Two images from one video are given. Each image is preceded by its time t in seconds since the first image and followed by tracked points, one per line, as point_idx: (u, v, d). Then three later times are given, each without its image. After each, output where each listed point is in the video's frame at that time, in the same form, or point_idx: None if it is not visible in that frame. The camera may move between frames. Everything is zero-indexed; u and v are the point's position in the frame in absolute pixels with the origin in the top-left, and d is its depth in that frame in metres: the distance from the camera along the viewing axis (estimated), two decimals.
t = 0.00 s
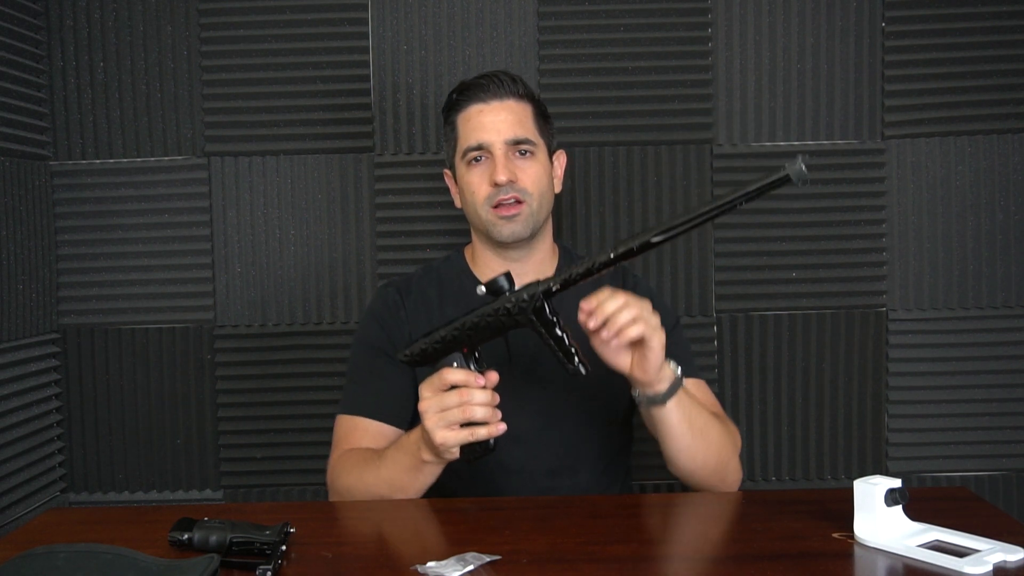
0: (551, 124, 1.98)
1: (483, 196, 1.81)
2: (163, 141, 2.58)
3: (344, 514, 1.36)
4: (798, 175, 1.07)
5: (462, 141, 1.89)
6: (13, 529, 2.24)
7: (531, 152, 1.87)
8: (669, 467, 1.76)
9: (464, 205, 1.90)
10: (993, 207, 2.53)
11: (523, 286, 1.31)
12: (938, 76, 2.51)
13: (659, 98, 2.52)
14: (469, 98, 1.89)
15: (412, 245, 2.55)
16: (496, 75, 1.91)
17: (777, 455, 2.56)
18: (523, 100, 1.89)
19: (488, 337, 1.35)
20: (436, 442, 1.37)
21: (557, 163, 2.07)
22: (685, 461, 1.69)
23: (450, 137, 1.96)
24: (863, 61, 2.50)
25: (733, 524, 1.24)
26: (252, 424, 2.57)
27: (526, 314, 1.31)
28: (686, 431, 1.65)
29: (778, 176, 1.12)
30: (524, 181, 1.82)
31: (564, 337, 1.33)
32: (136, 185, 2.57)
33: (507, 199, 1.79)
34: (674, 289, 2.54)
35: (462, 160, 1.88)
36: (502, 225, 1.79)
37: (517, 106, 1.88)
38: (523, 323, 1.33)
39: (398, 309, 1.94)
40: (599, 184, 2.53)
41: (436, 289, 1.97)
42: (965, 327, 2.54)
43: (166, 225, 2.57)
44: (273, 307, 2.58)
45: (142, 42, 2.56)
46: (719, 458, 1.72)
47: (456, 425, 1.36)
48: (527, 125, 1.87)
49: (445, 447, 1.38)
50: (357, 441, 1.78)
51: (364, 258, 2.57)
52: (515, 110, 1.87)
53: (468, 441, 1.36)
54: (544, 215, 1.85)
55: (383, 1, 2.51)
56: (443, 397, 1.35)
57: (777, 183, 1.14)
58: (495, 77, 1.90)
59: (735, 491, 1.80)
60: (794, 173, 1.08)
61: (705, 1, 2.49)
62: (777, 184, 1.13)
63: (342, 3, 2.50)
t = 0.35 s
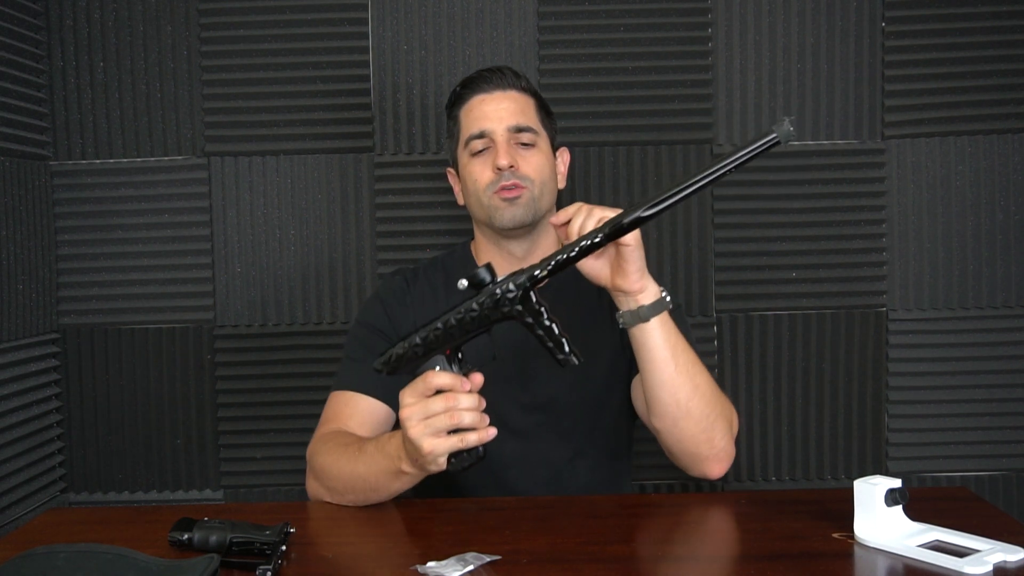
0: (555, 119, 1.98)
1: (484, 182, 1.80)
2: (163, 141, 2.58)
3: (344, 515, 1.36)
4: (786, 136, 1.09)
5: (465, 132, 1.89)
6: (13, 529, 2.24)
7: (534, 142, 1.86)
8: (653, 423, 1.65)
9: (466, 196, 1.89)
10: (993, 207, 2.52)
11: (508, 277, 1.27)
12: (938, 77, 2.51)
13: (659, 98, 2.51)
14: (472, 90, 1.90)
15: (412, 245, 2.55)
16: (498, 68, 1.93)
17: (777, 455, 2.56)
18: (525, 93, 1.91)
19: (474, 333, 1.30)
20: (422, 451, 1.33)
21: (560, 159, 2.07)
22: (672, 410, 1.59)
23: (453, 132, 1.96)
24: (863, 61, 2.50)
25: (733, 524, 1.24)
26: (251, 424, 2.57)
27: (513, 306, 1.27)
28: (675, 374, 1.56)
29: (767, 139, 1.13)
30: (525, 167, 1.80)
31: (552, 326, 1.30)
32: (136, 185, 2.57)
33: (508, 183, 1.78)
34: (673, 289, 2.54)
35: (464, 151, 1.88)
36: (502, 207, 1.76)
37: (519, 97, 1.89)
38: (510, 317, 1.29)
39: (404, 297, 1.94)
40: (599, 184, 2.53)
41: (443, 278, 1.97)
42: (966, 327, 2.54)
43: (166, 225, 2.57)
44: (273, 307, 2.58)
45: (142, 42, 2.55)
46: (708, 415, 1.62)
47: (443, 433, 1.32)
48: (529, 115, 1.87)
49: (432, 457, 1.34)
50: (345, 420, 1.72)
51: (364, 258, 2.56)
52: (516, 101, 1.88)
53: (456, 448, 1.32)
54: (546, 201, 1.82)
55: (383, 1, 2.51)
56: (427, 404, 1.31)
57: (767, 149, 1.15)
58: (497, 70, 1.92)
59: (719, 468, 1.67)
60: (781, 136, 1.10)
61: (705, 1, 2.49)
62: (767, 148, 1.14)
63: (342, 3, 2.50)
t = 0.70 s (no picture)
0: (555, 118, 1.94)
1: (483, 198, 1.79)
2: (163, 141, 2.58)
3: (344, 515, 1.36)
4: (743, 115, 1.15)
5: (462, 139, 1.85)
6: (13, 529, 2.24)
7: (533, 151, 1.83)
8: (649, 451, 1.61)
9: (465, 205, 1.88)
10: (993, 208, 2.53)
11: (479, 283, 1.34)
12: (938, 77, 2.51)
13: (659, 98, 2.51)
14: (469, 96, 1.84)
15: (412, 245, 2.55)
16: (496, 70, 1.86)
17: (777, 455, 2.56)
18: (524, 98, 1.85)
19: (452, 340, 1.36)
20: (413, 462, 1.36)
21: (565, 160, 2.04)
22: (665, 438, 1.55)
23: (451, 136, 1.92)
24: (864, 61, 2.50)
25: (732, 524, 1.25)
26: (251, 424, 2.57)
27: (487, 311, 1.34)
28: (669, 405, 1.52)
29: (722, 123, 1.19)
30: (526, 183, 1.79)
31: (531, 327, 1.36)
32: (136, 185, 2.57)
33: (508, 202, 1.77)
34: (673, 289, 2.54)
35: (462, 160, 1.85)
36: (502, 229, 1.79)
37: (518, 103, 1.84)
38: (485, 320, 1.35)
39: (405, 294, 1.94)
40: (599, 184, 2.53)
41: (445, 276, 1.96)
42: (965, 327, 2.54)
43: (166, 225, 2.57)
44: (273, 307, 2.58)
45: (142, 42, 2.55)
46: (703, 441, 1.57)
47: (433, 442, 1.36)
48: (528, 123, 1.83)
49: (423, 466, 1.37)
50: (344, 424, 1.71)
51: (364, 258, 2.56)
52: (515, 108, 1.83)
53: (448, 455, 1.35)
54: (546, 217, 1.84)
55: (383, 1, 2.51)
56: (414, 415, 1.35)
57: (725, 129, 1.20)
58: (495, 73, 1.85)
59: (717, 491, 1.57)
60: (737, 114, 1.16)
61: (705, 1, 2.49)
62: (722, 130, 1.20)
63: (342, 3, 2.50)
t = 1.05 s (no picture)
0: (555, 122, 1.92)
1: (484, 208, 1.79)
2: (163, 141, 2.58)
3: (345, 515, 1.36)
4: (734, 104, 1.18)
5: (461, 148, 1.83)
6: (13, 529, 2.24)
7: (534, 159, 1.82)
8: (660, 439, 1.62)
9: (466, 213, 1.88)
10: (993, 208, 2.52)
11: (480, 279, 1.35)
12: (938, 77, 2.51)
13: (659, 98, 2.51)
14: (467, 104, 1.82)
15: (412, 245, 2.55)
16: (494, 77, 1.83)
17: (777, 455, 2.56)
18: (524, 105, 1.83)
19: (453, 338, 1.37)
20: (419, 460, 1.36)
21: (564, 163, 2.02)
22: (678, 423, 1.56)
23: (450, 142, 1.90)
24: (863, 61, 2.50)
25: (732, 524, 1.25)
26: (251, 424, 2.57)
27: (488, 307, 1.36)
28: (685, 388, 1.54)
29: (710, 111, 1.22)
30: (526, 193, 1.79)
31: (532, 321, 1.37)
32: (136, 185, 2.57)
33: (509, 213, 1.77)
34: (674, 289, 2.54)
35: (462, 168, 1.84)
36: (504, 240, 1.79)
37: (518, 111, 1.82)
38: (485, 316, 1.37)
39: (406, 293, 1.93)
40: (599, 184, 2.54)
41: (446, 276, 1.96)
42: (965, 327, 2.54)
43: (166, 225, 2.57)
44: (273, 307, 2.58)
45: (142, 42, 2.55)
46: (715, 434, 1.57)
47: (437, 440, 1.36)
48: (528, 131, 1.81)
49: (429, 465, 1.37)
50: (343, 425, 1.71)
51: (364, 258, 2.56)
52: (515, 116, 1.81)
53: (453, 452, 1.35)
54: (548, 225, 1.84)
55: (383, 1, 2.51)
56: (419, 413, 1.35)
57: (717, 118, 1.23)
58: (493, 79, 1.82)
59: (722, 489, 1.54)
60: (729, 103, 1.19)
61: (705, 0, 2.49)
62: (711, 118, 1.23)
63: (342, 3, 2.50)
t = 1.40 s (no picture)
0: (556, 125, 1.91)
1: (485, 212, 1.79)
2: (163, 141, 2.58)
3: (345, 516, 1.36)
4: (733, 104, 1.18)
5: (462, 151, 1.83)
6: (13, 529, 2.24)
7: (535, 163, 1.82)
8: (661, 444, 1.61)
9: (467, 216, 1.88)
10: (993, 207, 2.52)
11: (478, 281, 1.35)
12: (938, 77, 2.51)
13: (659, 98, 2.51)
14: (468, 107, 1.82)
15: (412, 245, 2.55)
16: (495, 79, 1.82)
17: (778, 455, 2.56)
18: (525, 107, 1.83)
19: (451, 340, 1.38)
20: (418, 462, 1.36)
21: (564, 164, 2.02)
22: (680, 430, 1.55)
23: (450, 145, 1.90)
24: (863, 61, 2.50)
25: (732, 524, 1.25)
26: (251, 424, 2.57)
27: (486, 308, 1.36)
28: (688, 398, 1.53)
29: (709, 112, 1.22)
30: (527, 197, 1.79)
31: (529, 322, 1.37)
32: (136, 185, 2.57)
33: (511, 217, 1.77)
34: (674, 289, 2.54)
35: (463, 171, 1.84)
36: (506, 244, 1.80)
37: (519, 114, 1.81)
38: (484, 318, 1.37)
39: (406, 294, 1.93)
40: (599, 184, 2.54)
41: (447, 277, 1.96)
42: (965, 327, 2.54)
43: (166, 225, 2.57)
44: (273, 307, 2.58)
45: (142, 42, 2.55)
46: (716, 438, 1.57)
47: (435, 442, 1.36)
48: (529, 134, 1.81)
49: (427, 466, 1.37)
50: (343, 425, 1.71)
51: (364, 258, 2.56)
52: (516, 119, 1.81)
53: (451, 454, 1.35)
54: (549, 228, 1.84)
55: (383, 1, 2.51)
56: (416, 416, 1.35)
57: (715, 119, 1.23)
58: (494, 82, 1.81)
59: (723, 492, 1.55)
60: (727, 104, 1.19)
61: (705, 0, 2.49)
62: (710, 119, 1.23)
63: (342, 3, 2.50)
